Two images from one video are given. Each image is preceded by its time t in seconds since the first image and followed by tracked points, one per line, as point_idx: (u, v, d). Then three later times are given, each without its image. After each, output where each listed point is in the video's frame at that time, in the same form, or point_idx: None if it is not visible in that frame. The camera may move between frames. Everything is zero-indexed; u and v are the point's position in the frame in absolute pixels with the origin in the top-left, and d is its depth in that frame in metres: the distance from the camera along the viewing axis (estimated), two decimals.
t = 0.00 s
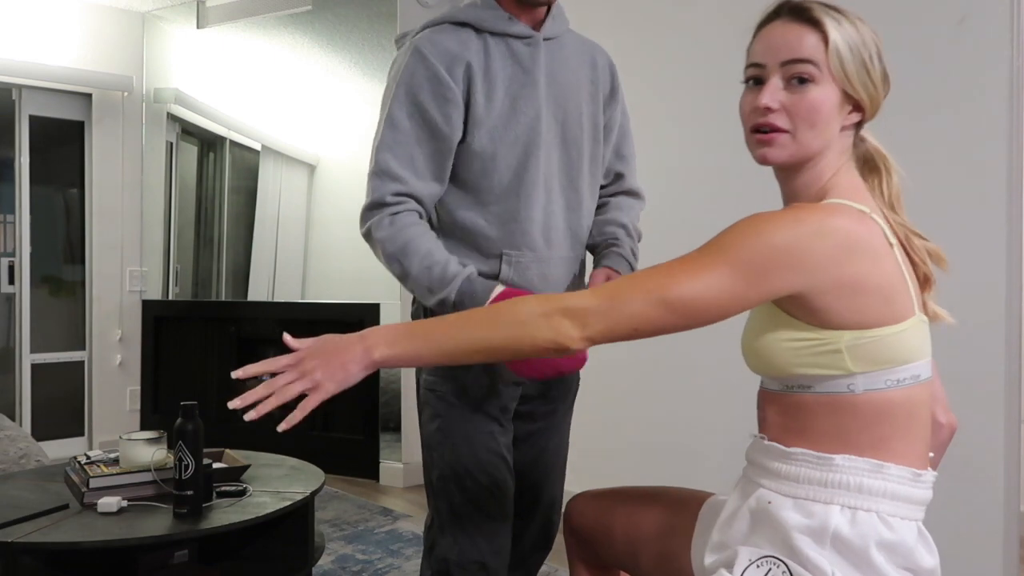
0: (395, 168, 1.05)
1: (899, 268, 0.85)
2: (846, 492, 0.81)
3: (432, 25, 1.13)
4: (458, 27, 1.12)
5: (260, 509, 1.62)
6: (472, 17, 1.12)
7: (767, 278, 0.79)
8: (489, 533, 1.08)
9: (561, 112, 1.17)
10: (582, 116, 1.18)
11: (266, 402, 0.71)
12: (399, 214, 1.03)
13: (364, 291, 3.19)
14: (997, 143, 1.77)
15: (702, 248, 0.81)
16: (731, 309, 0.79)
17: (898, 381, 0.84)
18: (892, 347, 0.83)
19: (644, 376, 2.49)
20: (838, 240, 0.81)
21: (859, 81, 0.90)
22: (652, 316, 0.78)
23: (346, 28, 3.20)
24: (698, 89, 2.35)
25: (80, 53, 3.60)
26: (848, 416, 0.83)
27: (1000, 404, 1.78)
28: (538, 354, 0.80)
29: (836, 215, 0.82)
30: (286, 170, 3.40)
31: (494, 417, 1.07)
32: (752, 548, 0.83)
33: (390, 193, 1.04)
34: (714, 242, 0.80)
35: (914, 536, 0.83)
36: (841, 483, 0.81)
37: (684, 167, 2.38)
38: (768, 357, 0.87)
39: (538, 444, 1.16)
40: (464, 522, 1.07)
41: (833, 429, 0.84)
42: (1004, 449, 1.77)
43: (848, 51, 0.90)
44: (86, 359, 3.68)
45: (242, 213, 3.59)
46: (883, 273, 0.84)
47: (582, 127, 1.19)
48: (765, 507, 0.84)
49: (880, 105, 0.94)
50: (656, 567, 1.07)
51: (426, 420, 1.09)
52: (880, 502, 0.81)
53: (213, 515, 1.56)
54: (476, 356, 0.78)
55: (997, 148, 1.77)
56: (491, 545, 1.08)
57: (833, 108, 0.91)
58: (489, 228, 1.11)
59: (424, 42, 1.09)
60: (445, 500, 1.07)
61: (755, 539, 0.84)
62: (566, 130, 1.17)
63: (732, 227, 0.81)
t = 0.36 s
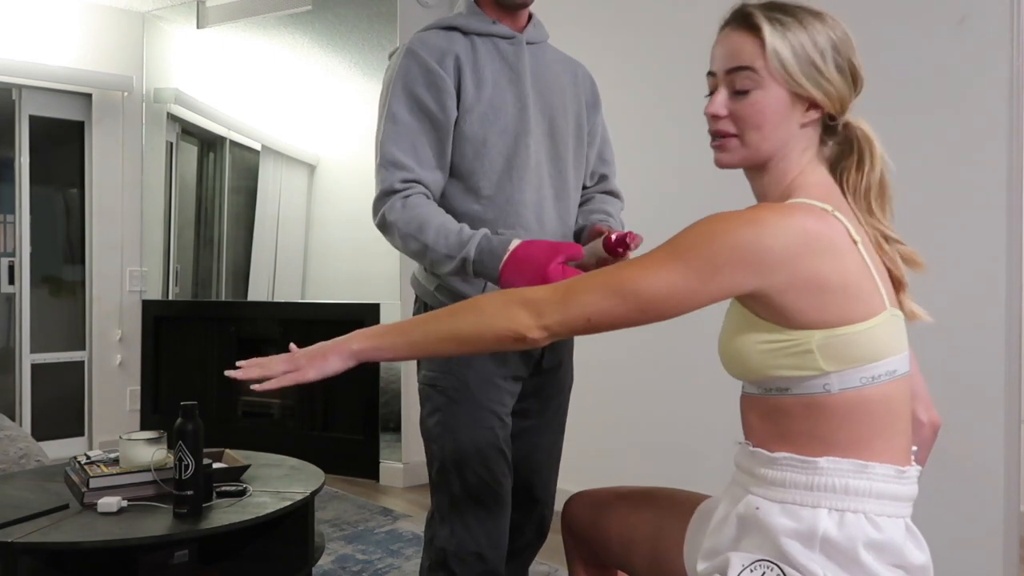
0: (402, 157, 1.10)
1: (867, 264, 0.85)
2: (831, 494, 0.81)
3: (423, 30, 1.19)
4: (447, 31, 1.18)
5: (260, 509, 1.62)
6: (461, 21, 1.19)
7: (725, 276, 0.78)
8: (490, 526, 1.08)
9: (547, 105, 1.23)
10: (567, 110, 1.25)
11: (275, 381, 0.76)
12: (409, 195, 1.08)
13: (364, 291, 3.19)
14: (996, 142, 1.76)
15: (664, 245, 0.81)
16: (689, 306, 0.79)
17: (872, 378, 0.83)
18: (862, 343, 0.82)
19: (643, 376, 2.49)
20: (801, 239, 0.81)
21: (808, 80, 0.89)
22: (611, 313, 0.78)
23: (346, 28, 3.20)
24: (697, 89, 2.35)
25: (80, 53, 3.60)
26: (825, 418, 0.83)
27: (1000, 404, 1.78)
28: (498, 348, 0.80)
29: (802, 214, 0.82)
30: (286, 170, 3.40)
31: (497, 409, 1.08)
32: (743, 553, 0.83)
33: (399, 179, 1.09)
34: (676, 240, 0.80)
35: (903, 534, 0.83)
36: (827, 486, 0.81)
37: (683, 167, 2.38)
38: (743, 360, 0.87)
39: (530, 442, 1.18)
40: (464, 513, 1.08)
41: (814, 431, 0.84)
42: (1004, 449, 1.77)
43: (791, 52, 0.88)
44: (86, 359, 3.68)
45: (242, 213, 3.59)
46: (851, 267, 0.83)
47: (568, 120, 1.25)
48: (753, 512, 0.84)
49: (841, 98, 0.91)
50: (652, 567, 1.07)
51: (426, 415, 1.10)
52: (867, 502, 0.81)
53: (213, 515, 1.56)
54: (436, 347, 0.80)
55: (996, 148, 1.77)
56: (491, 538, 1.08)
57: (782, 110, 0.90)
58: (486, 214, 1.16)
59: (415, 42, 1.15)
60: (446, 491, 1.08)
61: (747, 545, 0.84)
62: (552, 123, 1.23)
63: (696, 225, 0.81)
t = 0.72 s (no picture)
0: (390, 154, 1.10)
1: (859, 267, 0.84)
2: (827, 497, 0.81)
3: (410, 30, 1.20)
4: (433, 31, 1.19)
5: (260, 509, 1.62)
6: (447, 21, 1.20)
7: (711, 281, 0.78)
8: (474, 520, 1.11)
9: (532, 103, 1.23)
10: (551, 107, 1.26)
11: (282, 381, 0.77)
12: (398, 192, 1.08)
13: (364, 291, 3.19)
14: (996, 143, 1.77)
15: (651, 249, 0.80)
16: (675, 310, 0.78)
17: (866, 382, 0.83)
18: (855, 347, 0.82)
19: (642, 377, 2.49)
20: (788, 242, 0.80)
21: (796, 76, 0.88)
22: (599, 321, 0.78)
23: (346, 29, 3.20)
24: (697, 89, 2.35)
25: (80, 53, 3.60)
26: (820, 422, 0.83)
27: (1000, 404, 1.78)
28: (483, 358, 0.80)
29: (789, 216, 0.81)
30: (286, 170, 3.40)
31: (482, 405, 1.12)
32: (742, 555, 0.83)
33: (387, 177, 1.09)
34: (662, 244, 0.79)
35: (900, 536, 0.83)
36: (822, 489, 0.81)
37: (683, 168, 2.38)
38: (738, 362, 0.87)
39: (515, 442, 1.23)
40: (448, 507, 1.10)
41: (808, 435, 0.84)
42: (1004, 450, 1.77)
43: (775, 50, 0.87)
44: (86, 359, 3.68)
45: (242, 213, 3.59)
46: (841, 269, 0.83)
47: (552, 117, 1.26)
48: (750, 515, 0.84)
49: (834, 87, 0.90)
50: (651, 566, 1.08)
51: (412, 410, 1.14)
52: (863, 504, 0.81)
53: (213, 515, 1.56)
54: (426, 358, 0.80)
55: (997, 148, 1.77)
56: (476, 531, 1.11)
57: (773, 109, 0.89)
58: (473, 214, 1.16)
59: (402, 43, 1.16)
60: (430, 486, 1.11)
61: (744, 547, 0.84)
62: (537, 121, 1.23)
63: (683, 228, 0.80)
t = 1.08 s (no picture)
0: (427, 159, 0.90)
1: (787, 254, 0.84)
2: (800, 494, 0.80)
3: (443, 14, 0.98)
4: (471, 17, 0.98)
5: (260, 509, 1.62)
6: (487, 6, 0.99)
7: (637, 305, 0.80)
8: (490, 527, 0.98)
9: (577, 107, 1.08)
10: (592, 113, 1.12)
11: (353, 511, 0.90)
12: (438, 200, 0.88)
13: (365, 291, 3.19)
14: (996, 143, 1.76)
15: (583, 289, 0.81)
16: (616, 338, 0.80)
17: (806, 368, 0.82)
18: (782, 334, 0.82)
19: (643, 376, 2.48)
20: (686, 250, 0.82)
21: (668, 120, 0.93)
22: (558, 369, 0.79)
23: (345, 29, 3.20)
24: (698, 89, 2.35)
25: (80, 53, 3.60)
26: (770, 416, 0.84)
27: (1000, 404, 1.77)
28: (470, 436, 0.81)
29: (692, 225, 0.84)
30: (286, 171, 3.40)
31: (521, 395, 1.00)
32: (731, 554, 0.83)
33: (422, 184, 0.88)
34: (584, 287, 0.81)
35: (884, 530, 0.81)
36: (794, 487, 0.81)
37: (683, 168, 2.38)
38: (695, 368, 0.89)
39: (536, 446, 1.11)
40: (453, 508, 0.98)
41: (766, 431, 0.84)
42: (1004, 449, 1.77)
43: (653, 109, 0.94)
44: (86, 359, 3.68)
45: (243, 213, 3.58)
46: (757, 263, 0.83)
47: (591, 126, 1.13)
48: (730, 516, 0.85)
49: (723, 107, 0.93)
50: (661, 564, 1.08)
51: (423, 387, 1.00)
52: (837, 500, 0.80)
53: (213, 515, 1.56)
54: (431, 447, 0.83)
55: (997, 147, 1.76)
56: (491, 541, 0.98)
57: (678, 153, 0.94)
58: (503, 231, 1.02)
59: (435, 32, 0.95)
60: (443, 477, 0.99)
61: (729, 546, 0.84)
62: (579, 126, 1.09)
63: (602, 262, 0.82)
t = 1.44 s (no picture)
0: (477, 117, 0.86)
1: (826, 263, 0.83)
2: (815, 497, 0.80)
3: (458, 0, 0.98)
4: (485, 6, 0.98)
5: (260, 509, 1.62)
6: None
7: (668, 300, 0.79)
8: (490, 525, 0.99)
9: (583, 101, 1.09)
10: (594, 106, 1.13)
11: (353, 472, 0.91)
12: (501, 149, 0.83)
13: (365, 292, 3.19)
14: (996, 144, 1.77)
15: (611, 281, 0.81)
16: (644, 334, 0.79)
17: (836, 377, 0.81)
18: (819, 341, 0.80)
19: (643, 377, 2.48)
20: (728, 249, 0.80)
21: (694, 108, 0.92)
22: (581, 361, 0.79)
23: (346, 29, 3.20)
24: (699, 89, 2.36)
25: (80, 53, 3.60)
26: (794, 420, 0.83)
27: (999, 404, 1.78)
28: (485, 419, 0.83)
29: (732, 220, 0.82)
30: (286, 171, 3.40)
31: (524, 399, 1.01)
32: (739, 553, 0.83)
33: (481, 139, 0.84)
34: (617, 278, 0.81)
35: (896, 535, 0.81)
36: (810, 489, 0.80)
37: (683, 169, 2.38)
38: (717, 367, 0.88)
39: (531, 446, 1.11)
40: (452, 509, 0.98)
41: (787, 434, 0.84)
42: (1004, 449, 1.77)
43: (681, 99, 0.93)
44: (86, 358, 3.68)
45: (243, 213, 3.58)
46: (799, 269, 0.81)
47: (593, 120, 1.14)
48: (741, 515, 0.85)
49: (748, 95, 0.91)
50: (657, 563, 1.09)
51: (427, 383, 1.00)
52: (854, 504, 0.80)
53: (213, 515, 1.56)
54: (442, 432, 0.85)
55: (997, 148, 1.77)
56: (492, 537, 0.99)
57: (701, 141, 0.92)
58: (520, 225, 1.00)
59: (457, 12, 0.94)
60: (443, 479, 0.98)
61: (738, 544, 0.84)
62: (584, 121, 1.11)
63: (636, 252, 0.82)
